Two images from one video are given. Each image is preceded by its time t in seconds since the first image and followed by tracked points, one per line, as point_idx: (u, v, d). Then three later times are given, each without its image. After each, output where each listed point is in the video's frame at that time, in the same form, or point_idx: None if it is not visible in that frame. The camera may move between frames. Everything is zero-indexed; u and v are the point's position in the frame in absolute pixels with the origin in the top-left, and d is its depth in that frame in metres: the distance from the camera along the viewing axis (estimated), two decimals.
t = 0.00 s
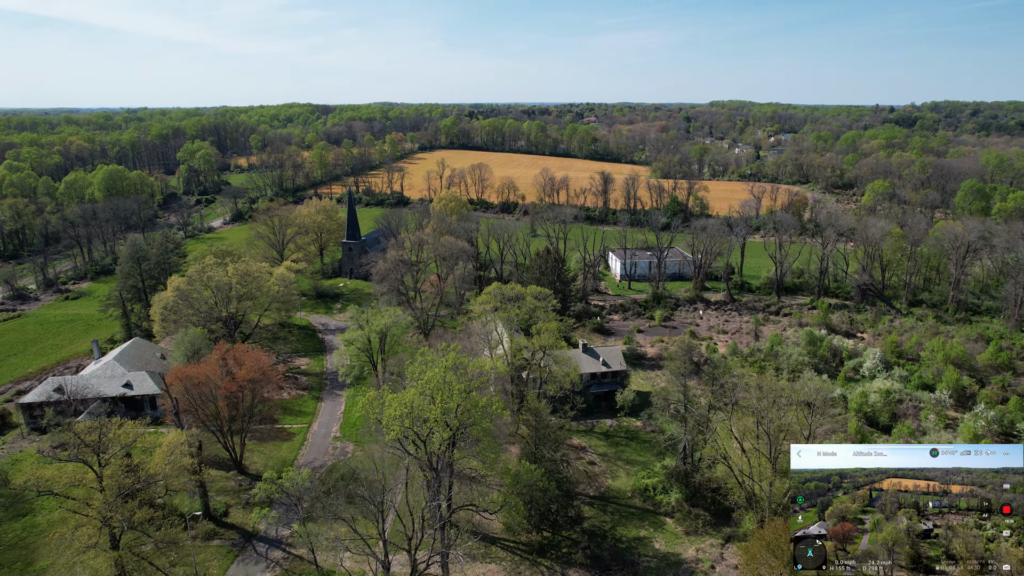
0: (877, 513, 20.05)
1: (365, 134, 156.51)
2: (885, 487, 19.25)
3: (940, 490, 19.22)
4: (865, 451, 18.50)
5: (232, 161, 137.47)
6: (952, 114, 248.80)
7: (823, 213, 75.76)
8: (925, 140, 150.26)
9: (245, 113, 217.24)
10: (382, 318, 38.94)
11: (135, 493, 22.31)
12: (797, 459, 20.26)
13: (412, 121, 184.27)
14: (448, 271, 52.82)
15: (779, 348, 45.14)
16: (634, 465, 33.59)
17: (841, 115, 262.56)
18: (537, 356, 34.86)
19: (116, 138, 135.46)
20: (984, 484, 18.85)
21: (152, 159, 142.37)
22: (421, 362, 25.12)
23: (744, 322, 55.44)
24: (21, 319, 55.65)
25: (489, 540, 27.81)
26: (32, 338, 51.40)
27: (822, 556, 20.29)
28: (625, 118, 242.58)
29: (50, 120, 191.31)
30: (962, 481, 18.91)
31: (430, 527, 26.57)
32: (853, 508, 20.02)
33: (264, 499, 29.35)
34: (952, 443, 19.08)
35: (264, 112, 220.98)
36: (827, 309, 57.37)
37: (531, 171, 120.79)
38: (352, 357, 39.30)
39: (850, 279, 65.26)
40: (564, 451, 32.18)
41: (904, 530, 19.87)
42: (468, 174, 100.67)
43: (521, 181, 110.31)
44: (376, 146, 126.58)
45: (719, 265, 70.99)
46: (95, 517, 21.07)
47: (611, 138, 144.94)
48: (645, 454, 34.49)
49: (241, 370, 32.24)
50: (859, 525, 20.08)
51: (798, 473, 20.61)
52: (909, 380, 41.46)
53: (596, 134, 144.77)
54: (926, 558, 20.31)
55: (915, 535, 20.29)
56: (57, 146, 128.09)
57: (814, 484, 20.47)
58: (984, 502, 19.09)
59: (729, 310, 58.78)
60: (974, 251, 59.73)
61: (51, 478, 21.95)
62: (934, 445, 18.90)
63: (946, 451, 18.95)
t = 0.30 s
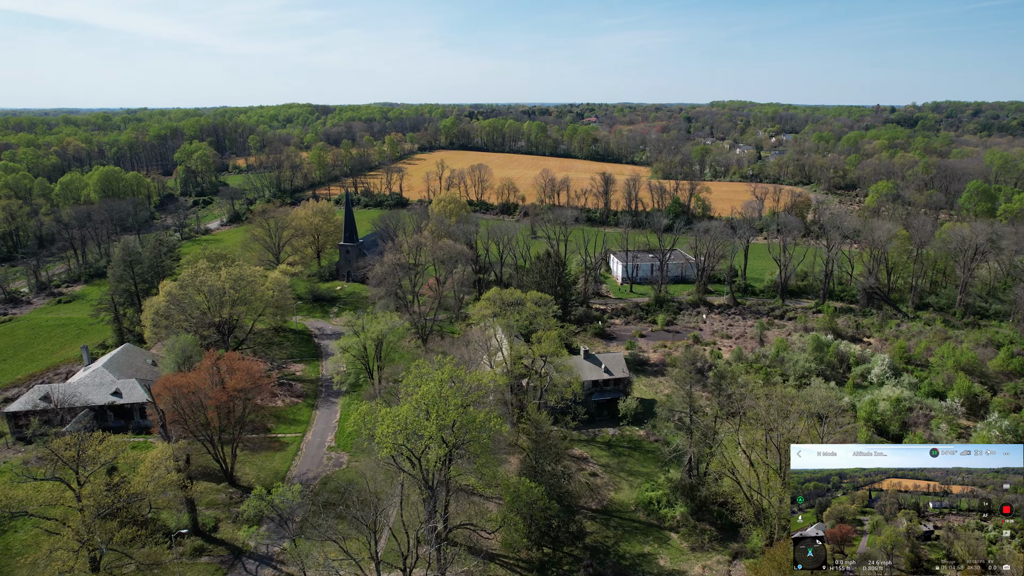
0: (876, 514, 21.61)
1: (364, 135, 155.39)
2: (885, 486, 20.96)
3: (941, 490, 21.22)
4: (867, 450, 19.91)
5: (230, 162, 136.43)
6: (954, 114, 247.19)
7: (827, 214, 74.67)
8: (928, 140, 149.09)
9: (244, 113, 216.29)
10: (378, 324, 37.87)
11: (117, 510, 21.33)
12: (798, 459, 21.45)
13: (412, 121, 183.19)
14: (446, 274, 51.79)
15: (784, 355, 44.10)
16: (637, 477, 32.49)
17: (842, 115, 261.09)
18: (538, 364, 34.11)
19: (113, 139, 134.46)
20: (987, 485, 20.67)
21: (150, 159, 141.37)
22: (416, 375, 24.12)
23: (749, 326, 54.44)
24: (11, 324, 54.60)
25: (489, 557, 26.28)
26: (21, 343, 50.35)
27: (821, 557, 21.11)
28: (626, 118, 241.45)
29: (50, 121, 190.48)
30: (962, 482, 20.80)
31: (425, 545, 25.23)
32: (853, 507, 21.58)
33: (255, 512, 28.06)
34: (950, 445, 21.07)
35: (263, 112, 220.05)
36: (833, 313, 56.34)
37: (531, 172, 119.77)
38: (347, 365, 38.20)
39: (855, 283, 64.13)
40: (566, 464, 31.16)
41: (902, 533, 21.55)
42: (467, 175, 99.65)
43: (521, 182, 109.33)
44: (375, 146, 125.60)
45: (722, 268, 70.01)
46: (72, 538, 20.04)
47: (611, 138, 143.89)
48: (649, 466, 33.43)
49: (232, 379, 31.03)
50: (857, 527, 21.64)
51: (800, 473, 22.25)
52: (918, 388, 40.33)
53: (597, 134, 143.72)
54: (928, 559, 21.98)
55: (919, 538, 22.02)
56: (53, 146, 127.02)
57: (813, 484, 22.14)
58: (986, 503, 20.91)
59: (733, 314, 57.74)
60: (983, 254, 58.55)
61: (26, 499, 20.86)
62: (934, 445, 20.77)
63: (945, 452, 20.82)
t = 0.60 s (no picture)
0: (877, 516, 21.38)
1: (363, 136, 154.34)
2: (884, 486, 20.87)
3: (940, 490, 21.00)
4: (866, 450, 20.27)
5: (228, 162, 135.52)
6: (955, 114, 246.44)
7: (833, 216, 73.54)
8: (930, 141, 148.13)
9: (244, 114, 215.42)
10: (374, 330, 36.78)
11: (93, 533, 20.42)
12: (798, 459, 21.85)
13: (411, 121, 182.22)
14: (444, 278, 50.70)
15: (791, 360, 42.89)
16: (640, 489, 31.50)
17: (843, 116, 260.08)
18: (538, 372, 33.22)
19: (111, 139, 133.38)
20: (988, 487, 20.47)
21: (148, 160, 140.37)
22: (412, 389, 23.14)
23: (753, 330, 53.44)
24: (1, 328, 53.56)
25: None
26: (11, 348, 49.38)
27: (822, 556, 21.76)
28: (626, 118, 240.58)
29: (48, 121, 189.31)
30: (963, 483, 20.70)
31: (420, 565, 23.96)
32: (852, 508, 21.48)
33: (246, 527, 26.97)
34: (953, 445, 21.06)
35: (262, 112, 219.25)
36: (839, 317, 55.25)
37: (531, 173, 118.83)
38: (343, 372, 37.20)
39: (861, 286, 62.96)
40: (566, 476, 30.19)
41: (906, 536, 20.94)
42: (466, 176, 98.68)
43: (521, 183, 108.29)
44: (374, 147, 124.63)
45: (725, 271, 69.02)
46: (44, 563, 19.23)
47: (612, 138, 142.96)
48: (653, 477, 32.40)
49: (220, 390, 29.86)
50: (856, 531, 21.48)
51: (798, 471, 22.17)
52: (929, 396, 39.22)
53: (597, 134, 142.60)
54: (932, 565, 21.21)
55: (921, 543, 21.30)
56: (51, 146, 126.01)
57: (812, 484, 22.06)
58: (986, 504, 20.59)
59: (736, 318, 56.72)
60: (991, 257, 57.33)
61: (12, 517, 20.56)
62: (934, 446, 20.87)
63: (946, 452, 20.89)
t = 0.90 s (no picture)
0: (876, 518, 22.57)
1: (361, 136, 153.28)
2: (883, 486, 21.17)
3: (941, 491, 21.66)
4: (866, 449, 20.23)
5: (226, 163, 134.50)
6: (955, 114, 245.44)
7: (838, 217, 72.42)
8: (932, 141, 146.98)
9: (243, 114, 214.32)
10: (368, 337, 35.70)
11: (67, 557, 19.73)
12: (798, 459, 21.97)
13: (411, 121, 180.99)
14: (443, 282, 49.70)
15: (797, 366, 42.00)
16: (644, 502, 30.45)
17: (844, 116, 258.89)
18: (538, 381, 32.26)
19: (108, 140, 132.39)
20: (988, 487, 20.64)
21: (146, 161, 139.39)
22: (406, 403, 22.07)
23: (757, 335, 52.43)
24: None
25: None
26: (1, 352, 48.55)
27: (822, 556, 21.78)
28: (627, 118, 239.63)
29: (47, 120, 188.14)
30: (962, 483, 21.01)
31: None
32: (851, 508, 22.40)
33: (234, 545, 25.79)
34: (953, 446, 21.19)
35: (261, 112, 218.26)
36: (844, 321, 54.29)
37: (531, 173, 118.01)
38: (337, 380, 36.13)
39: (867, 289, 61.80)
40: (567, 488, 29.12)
41: (903, 536, 22.04)
42: (466, 177, 97.80)
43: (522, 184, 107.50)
44: (373, 147, 123.76)
45: (728, 274, 68.03)
46: None
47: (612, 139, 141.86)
48: (657, 489, 31.39)
49: (209, 401, 28.89)
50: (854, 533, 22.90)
51: (798, 472, 22.51)
52: (939, 404, 38.15)
53: (597, 134, 141.52)
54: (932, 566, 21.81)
55: (920, 544, 22.14)
56: (47, 147, 124.99)
57: (811, 485, 22.68)
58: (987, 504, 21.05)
59: (740, 322, 55.67)
60: (1000, 259, 56.27)
61: None
62: (935, 446, 21.31)
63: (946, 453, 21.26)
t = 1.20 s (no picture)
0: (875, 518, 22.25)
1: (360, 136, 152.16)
2: (883, 485, 21.69)
3: (941, 491, 21.90)
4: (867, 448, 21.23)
5: (224, 163, 133.45)
6: (956, 114, 244.39)
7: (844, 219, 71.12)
8: (935, 141, 145.74)
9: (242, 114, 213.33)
10: (363, 346, 34.50)
11: None
12: (798, 459, 22.64)
13: (411, 121, 179.74)
14: (441, 285, 48.61)
15: (804, 374, 40.89)
16: (647, 516, 29.38)
17: (845, 116, 257.59)
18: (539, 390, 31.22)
19: (105, 140, 131.40)
20: (987, 487, 21.19)
21: (144, 161, 138.45)
22: (399, 421, 21.22)
23: (762, 340, 51.32)
24: None
25: None
26: None
27: (821, 556, 21.85)
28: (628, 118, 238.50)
29: (46, 121, 187.18)
30: (963, 483, 21.44)
31: None
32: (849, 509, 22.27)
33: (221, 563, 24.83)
34: (952, 447, 22.29)
35: (261, 113, 217.26)
36: (851, 326, 53.16)
37: (531, 174, 117.04)
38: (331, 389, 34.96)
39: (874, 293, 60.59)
40: (568, 502, 28.00)
41: (901, 536, 21.23)
42: (465, 178, 96.81)
43: (522, 185, 106.52)
44: (372, 148, 122.77)
45: (732, 276, 66.79)
46: None
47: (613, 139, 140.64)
48: (661, 503, 30.34)
49: (195, 413, 27.85)
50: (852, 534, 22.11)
51: (799, 472, 22.81)
52: (951, 413, 36.95)
53: (598, 135, 140.34)
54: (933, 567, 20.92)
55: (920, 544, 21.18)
56: (44, 147, 124.08)
57: (810, 485, 22.82)
58: (986, 504, 21.27)
59: (744, 327, 54.52)
60: (1010, 262, 55.05)
61: None
62: (935, 446, 22.34)
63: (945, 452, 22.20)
